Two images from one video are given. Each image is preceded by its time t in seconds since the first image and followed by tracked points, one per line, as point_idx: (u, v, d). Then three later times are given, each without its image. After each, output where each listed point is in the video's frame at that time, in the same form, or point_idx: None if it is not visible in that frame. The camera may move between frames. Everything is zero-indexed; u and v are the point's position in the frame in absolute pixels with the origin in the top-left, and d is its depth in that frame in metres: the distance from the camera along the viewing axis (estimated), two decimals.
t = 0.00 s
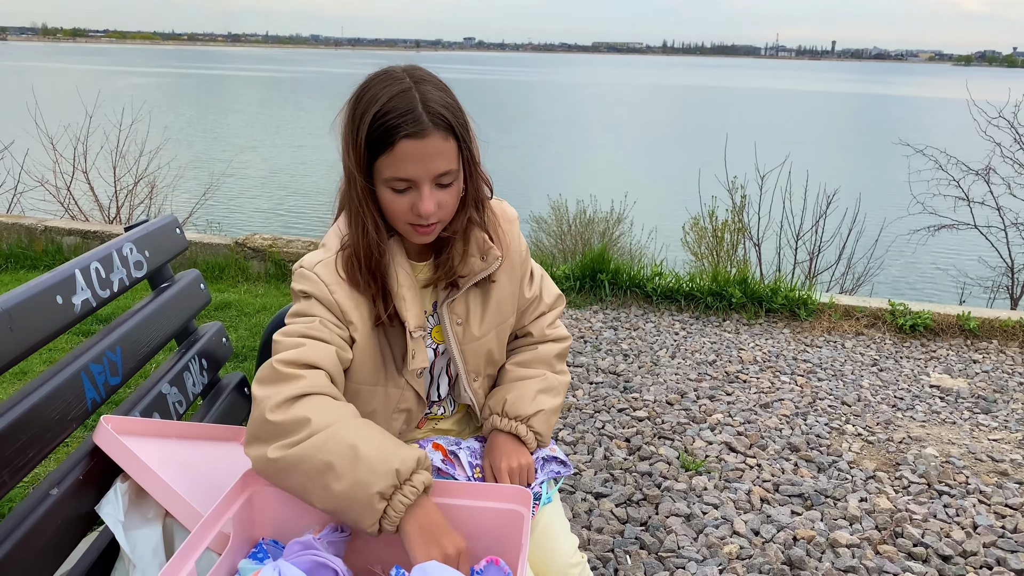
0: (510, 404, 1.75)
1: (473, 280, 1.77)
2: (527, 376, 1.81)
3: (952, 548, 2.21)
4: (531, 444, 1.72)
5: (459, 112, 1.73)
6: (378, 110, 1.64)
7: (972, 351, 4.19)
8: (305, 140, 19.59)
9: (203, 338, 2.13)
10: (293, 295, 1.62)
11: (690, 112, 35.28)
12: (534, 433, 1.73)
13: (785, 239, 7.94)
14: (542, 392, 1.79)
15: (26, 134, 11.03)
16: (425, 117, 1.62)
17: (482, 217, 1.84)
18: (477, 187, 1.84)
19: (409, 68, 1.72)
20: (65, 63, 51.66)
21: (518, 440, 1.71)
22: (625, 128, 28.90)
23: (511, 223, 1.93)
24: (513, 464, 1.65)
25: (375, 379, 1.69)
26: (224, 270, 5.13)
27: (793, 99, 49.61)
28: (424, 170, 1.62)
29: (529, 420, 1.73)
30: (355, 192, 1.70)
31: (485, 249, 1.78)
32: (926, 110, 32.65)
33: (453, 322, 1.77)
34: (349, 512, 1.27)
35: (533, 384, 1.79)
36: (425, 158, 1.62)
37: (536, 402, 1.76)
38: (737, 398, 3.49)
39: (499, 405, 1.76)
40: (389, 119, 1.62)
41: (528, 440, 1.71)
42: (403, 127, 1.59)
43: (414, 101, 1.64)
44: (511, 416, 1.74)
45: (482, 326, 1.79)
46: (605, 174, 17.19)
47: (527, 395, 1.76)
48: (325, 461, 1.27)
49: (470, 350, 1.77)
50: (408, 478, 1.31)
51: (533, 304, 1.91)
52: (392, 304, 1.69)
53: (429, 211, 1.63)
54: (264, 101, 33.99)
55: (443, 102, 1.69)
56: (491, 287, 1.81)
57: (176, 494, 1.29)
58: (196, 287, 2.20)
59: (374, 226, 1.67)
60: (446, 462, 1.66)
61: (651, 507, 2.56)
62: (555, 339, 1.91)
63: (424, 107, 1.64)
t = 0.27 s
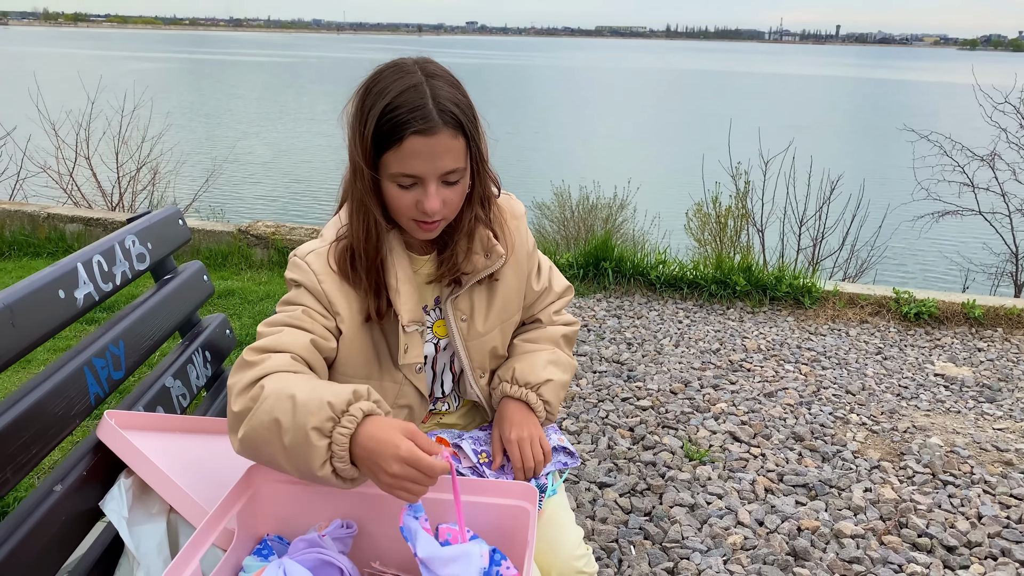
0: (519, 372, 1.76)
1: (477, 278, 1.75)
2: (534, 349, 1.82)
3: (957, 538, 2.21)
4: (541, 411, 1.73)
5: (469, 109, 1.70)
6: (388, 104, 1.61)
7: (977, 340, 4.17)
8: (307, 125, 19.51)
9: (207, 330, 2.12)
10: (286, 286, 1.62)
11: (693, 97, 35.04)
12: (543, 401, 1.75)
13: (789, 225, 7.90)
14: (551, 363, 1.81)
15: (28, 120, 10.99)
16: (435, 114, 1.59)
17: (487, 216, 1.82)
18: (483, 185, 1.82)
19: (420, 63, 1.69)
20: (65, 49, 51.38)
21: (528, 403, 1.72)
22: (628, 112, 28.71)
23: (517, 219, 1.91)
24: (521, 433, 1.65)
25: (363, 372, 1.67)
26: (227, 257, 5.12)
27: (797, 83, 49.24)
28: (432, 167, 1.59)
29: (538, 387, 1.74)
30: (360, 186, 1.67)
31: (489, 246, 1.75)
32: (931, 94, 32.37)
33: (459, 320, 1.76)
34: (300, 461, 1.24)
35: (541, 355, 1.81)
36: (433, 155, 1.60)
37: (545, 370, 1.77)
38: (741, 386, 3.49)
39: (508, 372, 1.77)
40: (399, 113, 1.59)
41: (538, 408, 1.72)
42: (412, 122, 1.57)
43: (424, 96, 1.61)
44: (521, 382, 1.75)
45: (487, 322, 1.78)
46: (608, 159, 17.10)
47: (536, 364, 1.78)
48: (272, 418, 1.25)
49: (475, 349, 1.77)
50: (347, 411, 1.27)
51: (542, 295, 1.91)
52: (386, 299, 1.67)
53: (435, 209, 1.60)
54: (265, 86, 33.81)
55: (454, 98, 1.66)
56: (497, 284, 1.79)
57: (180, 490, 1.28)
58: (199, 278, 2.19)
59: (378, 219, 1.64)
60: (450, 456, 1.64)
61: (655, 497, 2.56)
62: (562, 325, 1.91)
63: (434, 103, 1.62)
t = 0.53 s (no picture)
0: (518, 353, 1.77)
1: (471, 266, 1.78)
2: (533, 334, 1.84)
3: (955, 532, 2.24)
4: (538, 391, 1.74)
5: (461, 101, 1.74)
6: (381, 94, 1.65)
7: (980, 331, 4.18)
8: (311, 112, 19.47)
9: (215, 328, 2.16)
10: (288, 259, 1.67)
11: (699, 83, 34.80)
12: (542, 382, 1.76)
13: (794, 212, 7.88)
14: (550, 347, 1.82)
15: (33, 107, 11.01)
16: (426, 102, 1.62)
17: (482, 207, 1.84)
18: (478, 177, 1.85)
19: (415, 55, 1.74)
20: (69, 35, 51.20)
21: (523, 382, 1.73)
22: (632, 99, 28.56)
23: (512, 212, 1.94)
24: (516, 411, 1.66)
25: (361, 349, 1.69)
26: (233, 248, 5.15)
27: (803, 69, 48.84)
28: (423, 154, 1.62)
29: (536, 367, 1.75)
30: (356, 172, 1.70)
31: (482, 234, 1.78)
32: (939, 79, 32.08)
33: (457, 309, 1.78)
34: (267, 338, 1.33)
35: (540, 339, 1.82)
36: (424, 141, 1.62)
37: (543, 352, 1.79)
38: (743, 378, 3.51)
39: (506, 354, 1.79)
40: (391, 102, 1.63)
41: (534, 388, 1.73)
42: (404, 109, 1.60)
43: (415, 86, 1.65)
44: (519, 363, 1.76)
45: (483, 311, 1.79)
46: (612, 146, 17.04)
47: (534, 346, 1.79)
48: (252, 316, 1.37)
49: (475, 335, 1.78)
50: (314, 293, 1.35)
51: (542, 288, 1.92)
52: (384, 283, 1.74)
53: (425, 194, 1.62)
54: (269, 72, 33.68)
55: (445, 89, 1.69)
56: (492, 273, 1.81)
57: (189, 491, 1.31)
58: (207, 277, 2.22)
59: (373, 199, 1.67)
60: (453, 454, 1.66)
61: (656, 490, 2.59)
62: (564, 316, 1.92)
63: (427, 92, 1.65)
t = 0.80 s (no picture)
0: (509, 357, 1.84)
1: (465, 263, 1.82)
2: (525, 338, 1.90)
3: (948, 527, 2.28)
4: (525, 396, 1.81)
5: (457, 103, 1.79)
6: (381, 92, 1.72)
7: (980, 326, 4.20)
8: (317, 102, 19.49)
9: (222, 330, 2.21)
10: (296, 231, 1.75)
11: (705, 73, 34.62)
12: (529, 387, 1.83)
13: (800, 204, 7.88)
14: (540, 352, 1.88)
15: (41, 98, 11.07)
16: (421, 98, 1.69)
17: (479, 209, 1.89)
18: (475, 178, 1.90)
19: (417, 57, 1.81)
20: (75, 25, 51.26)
21: (512, 388, 1.80)
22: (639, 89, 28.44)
23: (509, 216, 1.98)
24: (504, 415, 1.72)
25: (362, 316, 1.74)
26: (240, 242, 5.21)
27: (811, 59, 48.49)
28: (415, 146, 1.66)
29: (525, 372, 1.83)
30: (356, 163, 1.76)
31: (476, 232, 1.83)
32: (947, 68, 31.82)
33: (453, 303, 1.83)
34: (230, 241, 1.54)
35: (531, 344, 1.88)
36: (417, 136, 1.67)
37: (532, 358, 1.85)
38: (743, 374, 3.55)
39: (498, 357, 1.85)
40: (389, 97, 1.70)
41: (522, 391, 1.80)
42: (400, 103, 1.66)
43: (413, 84, 1.71)
44: (509, 367, 1.83)
45: (478, 308, 1.83)
46: (618, 137, 17.01)
47: (525, 351, 1.86)
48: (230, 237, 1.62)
49: (473, 329, 1.83)
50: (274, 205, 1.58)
51: (535, 291, 1.99)
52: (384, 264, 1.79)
53: (417, 186, 1.65)
54: (274, 62, 33.67)
55: (442, 90, 1.76)
56: (487, 272, 1.86)
57: (198, 491, 1.37)
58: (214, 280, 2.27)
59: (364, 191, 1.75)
60: (453, 453, 1.70)
61: (655, 485, 2.64)
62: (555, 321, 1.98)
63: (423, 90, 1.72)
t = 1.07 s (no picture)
0: (510, 364, 1.89)
1: (468, 268, 1.88)
2: (526, 346, 1.95)
3: (944, 528, 2.31)
4: (527, 402, 1.87)
5: (462, 111, 1.84)
6: (386, 98, 1.78)
7: (983, 327, 4.22)
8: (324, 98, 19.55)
9: (233, 335, 2.28)
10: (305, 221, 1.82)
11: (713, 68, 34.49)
12: (530, 393, 1.88)
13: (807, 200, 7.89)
14: (541, 360, 1.93)
15: (51, 94, 11.16)
16: (425, 104, 1.74)
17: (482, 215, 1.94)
18: (478, 185, 1.95)
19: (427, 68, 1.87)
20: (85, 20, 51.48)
21: (514, 394, 1.86)
22: (646, 84, 28.37)
23: (513, 227, 2.03)
24: (506, 421, 1.78)
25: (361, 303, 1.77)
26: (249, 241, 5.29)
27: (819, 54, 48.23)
28: (416, 149, 1.72)
29: (526, 379, 1.88)
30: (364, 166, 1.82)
31: (479, 239, 1.88)
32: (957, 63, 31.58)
33: (456, 306, 1.88)
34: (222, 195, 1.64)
35: (532, 352, 1.93)
36: (419, 139, 1.73)
37: (534, 365, 1.90)
38: (745, 375, 3.59)
39: (500, 364, 1.90)
40: (393, 103, 1.76)
41: (522, 397, 1.86)
42: (403, 108, 1.73)
43: (418, 90, 1.77)
44: (511, 374, 1.88)
45: (481, 314, 1.88)
46: (625, 133, 17.00)
47: (527, 359, 1.91)
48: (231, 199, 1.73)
49: (474, 334, 1.88)
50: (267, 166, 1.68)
51: (536, 300, 2.02)
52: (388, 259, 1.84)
53: (418, 186, 1.72)
54: (282, 57, 33.75)
55: (446, 98, 1.80)
56: (490, 277, 1.91)
57: (211, 495, 1.42)
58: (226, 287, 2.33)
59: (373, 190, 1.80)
60: (456, 457, 1.75)
61: (656, 486, 2.69)
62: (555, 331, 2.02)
63: (427, 95, 1.78)
